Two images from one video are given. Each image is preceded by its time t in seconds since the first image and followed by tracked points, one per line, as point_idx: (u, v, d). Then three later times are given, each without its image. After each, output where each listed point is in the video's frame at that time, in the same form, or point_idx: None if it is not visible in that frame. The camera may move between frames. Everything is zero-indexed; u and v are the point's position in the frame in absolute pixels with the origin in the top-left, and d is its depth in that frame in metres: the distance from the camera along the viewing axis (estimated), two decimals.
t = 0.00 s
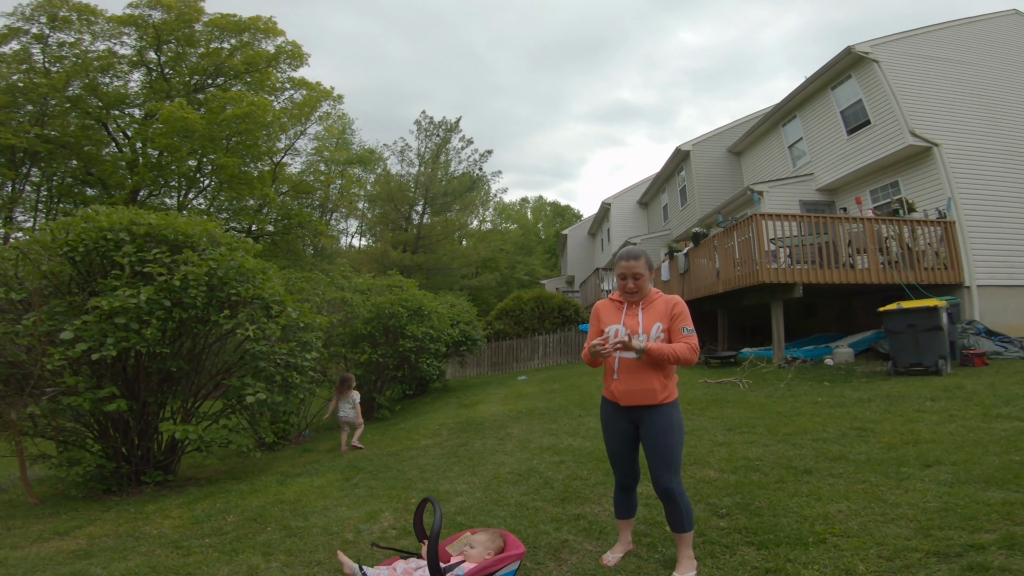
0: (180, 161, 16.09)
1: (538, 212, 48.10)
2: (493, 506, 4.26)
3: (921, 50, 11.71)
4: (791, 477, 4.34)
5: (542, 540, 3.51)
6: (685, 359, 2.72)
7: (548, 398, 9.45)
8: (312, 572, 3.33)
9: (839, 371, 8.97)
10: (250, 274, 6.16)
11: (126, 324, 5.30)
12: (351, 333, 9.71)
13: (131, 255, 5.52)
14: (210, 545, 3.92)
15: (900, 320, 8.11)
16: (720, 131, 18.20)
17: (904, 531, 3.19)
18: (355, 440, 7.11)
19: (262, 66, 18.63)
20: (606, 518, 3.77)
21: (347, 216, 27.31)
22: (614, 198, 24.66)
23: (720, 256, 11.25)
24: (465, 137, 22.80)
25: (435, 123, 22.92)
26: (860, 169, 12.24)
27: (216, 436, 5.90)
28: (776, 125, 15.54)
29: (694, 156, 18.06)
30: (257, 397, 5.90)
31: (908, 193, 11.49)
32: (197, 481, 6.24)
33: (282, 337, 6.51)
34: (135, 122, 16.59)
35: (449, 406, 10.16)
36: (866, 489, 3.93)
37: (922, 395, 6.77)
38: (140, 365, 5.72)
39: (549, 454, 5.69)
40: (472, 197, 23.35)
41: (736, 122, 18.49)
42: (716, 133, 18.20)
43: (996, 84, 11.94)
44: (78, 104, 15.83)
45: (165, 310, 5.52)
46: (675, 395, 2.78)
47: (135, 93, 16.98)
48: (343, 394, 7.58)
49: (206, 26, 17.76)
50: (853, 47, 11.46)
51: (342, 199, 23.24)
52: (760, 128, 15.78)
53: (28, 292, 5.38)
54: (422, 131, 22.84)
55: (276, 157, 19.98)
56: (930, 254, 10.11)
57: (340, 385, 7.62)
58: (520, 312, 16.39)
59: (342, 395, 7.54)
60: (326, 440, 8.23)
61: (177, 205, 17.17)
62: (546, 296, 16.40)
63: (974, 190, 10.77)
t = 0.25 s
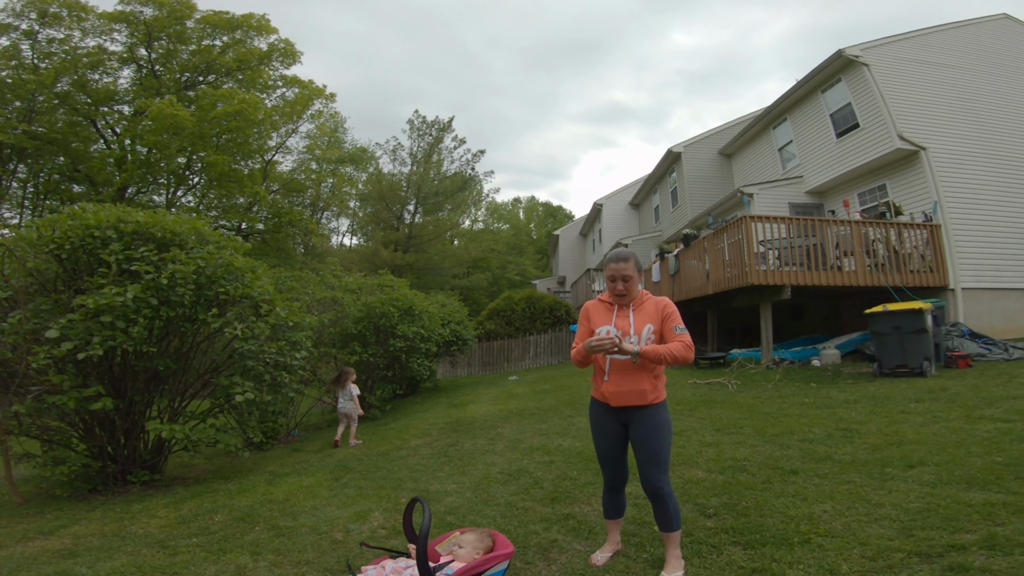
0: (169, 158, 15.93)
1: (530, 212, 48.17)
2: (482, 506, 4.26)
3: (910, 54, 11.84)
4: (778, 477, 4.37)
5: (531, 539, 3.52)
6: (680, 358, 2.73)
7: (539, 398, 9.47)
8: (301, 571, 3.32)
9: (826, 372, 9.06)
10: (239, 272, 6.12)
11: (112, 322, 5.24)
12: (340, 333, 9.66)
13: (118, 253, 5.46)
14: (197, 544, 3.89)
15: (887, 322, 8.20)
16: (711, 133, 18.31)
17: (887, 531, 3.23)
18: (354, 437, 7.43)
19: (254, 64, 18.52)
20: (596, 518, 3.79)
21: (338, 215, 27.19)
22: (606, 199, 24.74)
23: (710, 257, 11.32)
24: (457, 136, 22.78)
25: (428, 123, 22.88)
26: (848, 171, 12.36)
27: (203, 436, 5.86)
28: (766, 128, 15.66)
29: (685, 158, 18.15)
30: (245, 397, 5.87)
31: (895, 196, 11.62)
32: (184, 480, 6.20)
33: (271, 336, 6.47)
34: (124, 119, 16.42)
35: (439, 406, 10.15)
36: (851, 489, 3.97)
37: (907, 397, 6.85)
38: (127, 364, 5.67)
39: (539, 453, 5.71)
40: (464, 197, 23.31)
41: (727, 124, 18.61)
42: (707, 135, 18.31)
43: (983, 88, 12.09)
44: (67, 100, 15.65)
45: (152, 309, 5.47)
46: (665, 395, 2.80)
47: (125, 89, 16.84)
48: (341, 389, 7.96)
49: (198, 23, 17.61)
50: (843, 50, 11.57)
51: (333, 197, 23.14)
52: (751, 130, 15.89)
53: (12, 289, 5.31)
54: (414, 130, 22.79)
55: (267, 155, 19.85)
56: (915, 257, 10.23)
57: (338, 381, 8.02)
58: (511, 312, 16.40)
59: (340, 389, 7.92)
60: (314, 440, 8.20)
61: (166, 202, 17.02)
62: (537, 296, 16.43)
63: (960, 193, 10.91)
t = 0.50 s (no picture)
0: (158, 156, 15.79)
1: (521, 213, 48.26)
2: (473, 505, 4.29)
3: (897, 58, 12.00)
4: (764, 477, 4.43)
5: (521, 538, 3.55)
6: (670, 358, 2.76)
7: (529, 399, 9.50)
8: (291, 571, 3.32)
9: (813, 373, 9.17)
10: (229, 271, 6.11)
11: (99, 321, 5.20)
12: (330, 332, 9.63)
13: (105, 251, 5.42)
14: (186, 544, 3.88)
15: (871, 324, 8.32)
16: (701, 135, 18.44)
17: (870, 530, 3.29)
18: (346, 432, 7.70)
19: (245, 61, 18.42)
20: (585, 517, 3.83)
21: (328, 214, 27.09)
22: (597, 200, 24.84)
23: (700, 259, 11.41)
24: (449, 136, 22.78)
25: (419, 122, 22.86)
26: (836, 175, 12.51)
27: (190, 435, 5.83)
28: (756, 130, 15.80)
29: (675, 160, 18.27)
30: (234, 396, 5.85)
31: (881, 200, 11.78)
32: (171, 480, 6.16)
33: (260, 336, 6.45)
34: (112, 116, 16.26)
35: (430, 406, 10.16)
36: (834, 489, 4.04)
37: (890, 397, 6.95)
38: (114, 363, 5.62)
39: (529, 453, 5.74)
40: (456, 197, 23.29)
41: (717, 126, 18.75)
42: (697, 137, 18.44)
43: (969, 93, 12.28)
44: (54, 97, 15.48)
45: (140, 307, 5.43)
46: (654, 395, 2.84)
47: (113, 86, 16.70)
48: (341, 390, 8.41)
49: (189, 20, 17.46)
50: (832, 54, 11.71)
51: (323, 196, 23.06)
52: (741, 133, 16.03)
53: None
54: (406, 130, 22.76)
55: (257, 153, 19.74)
56: (900, 260, 10.36)
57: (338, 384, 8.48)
58: (502, 312, 16.43)
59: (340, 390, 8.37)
60: (304, 440, 8.18)
61: (153, 200, 16.89)
62: (528, 297, 16.47)
63: (945, 197, 11.08)
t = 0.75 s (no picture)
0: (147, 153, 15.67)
1: (514, 212, 48.29)
2: (465, 503, 4.31)
3: (886, 61, 12.13)
4: (753, 475, 4.49)
5: (515, 536, 3.58)
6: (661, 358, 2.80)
7: (521, 398, 9.53)
8: (284, 569, 3.33)
9: (802, 372, 9.27)
10: (220, 270, 6.10)
11: (88, 319, 5.17)
12: (323, 331, 9.59)
13: (95, 249, 5.39)
14: (177, 543, 3.88)
15: (858, 325, 8.42)
16: (693, 136, 18.56)
17: (856, 527, 3.35)
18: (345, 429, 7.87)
19: (237, 59, 18.33)
20: (577, 515, 3.86)
21: (320, 213, 26.98)
22: (589, 201, 24.92)
23: (691, 259, 11.49)
24: (442, 136, 22.76)
25: (412, 121, 22.82)
26: (825, 176, 12.64)
27: (180, 434, 5.81)
28: (747, 132, 15.92)
29: (667, 161, 18.37)
30: (225, 395, 5.84)
31: (869, 201, 11.91)
32: (161, 479, 6.13)
33: (251, 334, 6.44)
34: (101, 113, 16.12)
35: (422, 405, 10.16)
36: (822, 487, 4.10)
37: (877, 397, 7.05)
38: (103, 361, 5.59)
39: (521, 452, 5.78)
40: (448, 196, 23.27)
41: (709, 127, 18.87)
42: (689, 138, 18.56)
43: (956, 96, 12.45)
44: (42, 94, 15.33)
45: (130, 305, 5.41)
46: (645, 394, 2.88)
47: (103, 84, 16.54)
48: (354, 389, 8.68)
49: (180, 18, 17.33)
50: (822, 56, 11.83)
51: (315, 195, 22.97)
52: (732, 134, 16.15)
53: None
54: (399, 129, 22.73)
55: (248, 151, 19.63)
56: (887, 261, 10.49)
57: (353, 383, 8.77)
58: (494, 312, 16.45)
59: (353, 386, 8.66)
60: (295, 439, 8.16)
61: (142, 197, 16.77)
62: (520, 297, 16.51)
63: (932, 198, 11.23)
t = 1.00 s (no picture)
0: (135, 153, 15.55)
1: (506, 213, 48.31)
2: (457, 504, 4.31)
3: (874, 62, 12.26)
4: (743, 474, 4.52)
5: (506, 536, 3.59)
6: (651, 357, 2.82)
7: (513, 398, 9.53)
8: (274, 570, 3.32)
9: (791, 372, 9.33)
10: (208, 270, 6.06)
11: (73, 320, 5.12)
12: (313, 332, 9.56)
13: (81, 249, 5.34)
14: (166, 545, 3.85)
15: (846, 324, 8.49)
16: (684, 137, 18.64)
17: (844, 526, 3.38)
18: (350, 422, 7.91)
19: (228, 59, 18.23)
20: (569, 514, 3.87)
21: (312, 213, 26.87)
22: (581, 201, 24.96)
23: (681, 260, 11.54)
24: (434, 136, 22.74)
25: (404, 122, 22.78)
26: (814, 177, 12.75)
27: (168, 436, 5.76)
28: (737, 133, 16.01)
29: (659, 162, 18.44)
30: (214, 396, 5.80)
31: (857, 202, 12.02)
32: (149, 481, 6.08)
33: (241, 335, 6.40)
34: (88, 113, 15.97)
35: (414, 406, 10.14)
36: (810, 485, 4.13)
37: (865, 396, 7.11)
38: (90, 362, 5.54)
39: (513, 452, 5.78)
40: (440, 197, 23.23)
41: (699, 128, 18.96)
42: (680, 139, 18.64)
43: (942, 97, 12.59)
44: (29, 93, 15.17)
45: (116, 306, 5.36)
46: (636, 394, 2.90)
47: (91, 83, 16.37)
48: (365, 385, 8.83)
49: (169, 17, 17.21)
50: (811, 58, 11.93)
51: (306, 195, 22.86)
52: (722, 135, 16.25)
53: None
54: (390, 129, 22.67)
55: (238, 151, 19.51)
56: (875, 261, 10.60)
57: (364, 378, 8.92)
58: (486, 312, 16.44)
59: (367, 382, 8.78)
60: (285, 441, 8.11)
61: (130, 197, 16.63)
62: (512, 297, 16.52)
63: (918, 199, 11.36)
